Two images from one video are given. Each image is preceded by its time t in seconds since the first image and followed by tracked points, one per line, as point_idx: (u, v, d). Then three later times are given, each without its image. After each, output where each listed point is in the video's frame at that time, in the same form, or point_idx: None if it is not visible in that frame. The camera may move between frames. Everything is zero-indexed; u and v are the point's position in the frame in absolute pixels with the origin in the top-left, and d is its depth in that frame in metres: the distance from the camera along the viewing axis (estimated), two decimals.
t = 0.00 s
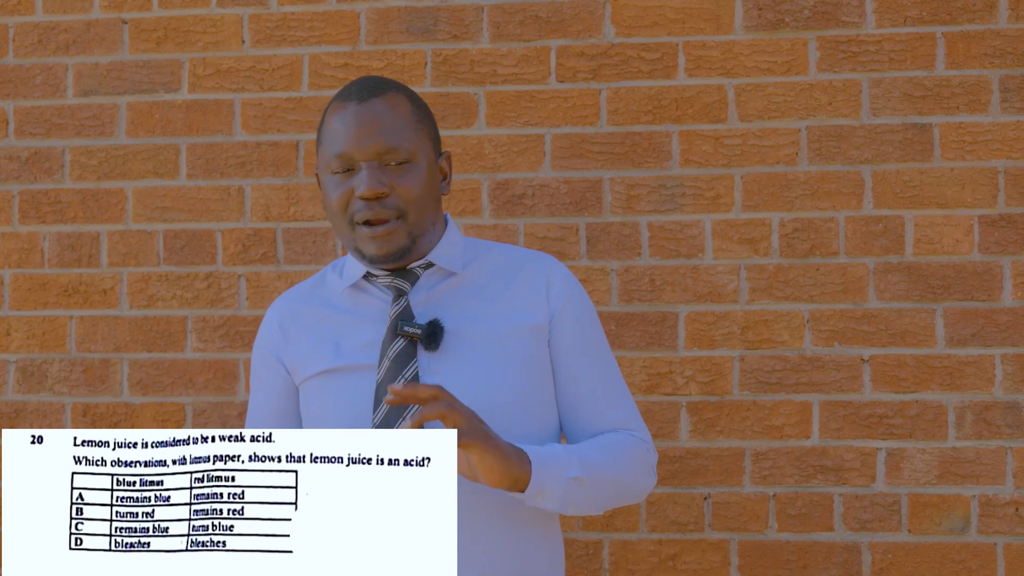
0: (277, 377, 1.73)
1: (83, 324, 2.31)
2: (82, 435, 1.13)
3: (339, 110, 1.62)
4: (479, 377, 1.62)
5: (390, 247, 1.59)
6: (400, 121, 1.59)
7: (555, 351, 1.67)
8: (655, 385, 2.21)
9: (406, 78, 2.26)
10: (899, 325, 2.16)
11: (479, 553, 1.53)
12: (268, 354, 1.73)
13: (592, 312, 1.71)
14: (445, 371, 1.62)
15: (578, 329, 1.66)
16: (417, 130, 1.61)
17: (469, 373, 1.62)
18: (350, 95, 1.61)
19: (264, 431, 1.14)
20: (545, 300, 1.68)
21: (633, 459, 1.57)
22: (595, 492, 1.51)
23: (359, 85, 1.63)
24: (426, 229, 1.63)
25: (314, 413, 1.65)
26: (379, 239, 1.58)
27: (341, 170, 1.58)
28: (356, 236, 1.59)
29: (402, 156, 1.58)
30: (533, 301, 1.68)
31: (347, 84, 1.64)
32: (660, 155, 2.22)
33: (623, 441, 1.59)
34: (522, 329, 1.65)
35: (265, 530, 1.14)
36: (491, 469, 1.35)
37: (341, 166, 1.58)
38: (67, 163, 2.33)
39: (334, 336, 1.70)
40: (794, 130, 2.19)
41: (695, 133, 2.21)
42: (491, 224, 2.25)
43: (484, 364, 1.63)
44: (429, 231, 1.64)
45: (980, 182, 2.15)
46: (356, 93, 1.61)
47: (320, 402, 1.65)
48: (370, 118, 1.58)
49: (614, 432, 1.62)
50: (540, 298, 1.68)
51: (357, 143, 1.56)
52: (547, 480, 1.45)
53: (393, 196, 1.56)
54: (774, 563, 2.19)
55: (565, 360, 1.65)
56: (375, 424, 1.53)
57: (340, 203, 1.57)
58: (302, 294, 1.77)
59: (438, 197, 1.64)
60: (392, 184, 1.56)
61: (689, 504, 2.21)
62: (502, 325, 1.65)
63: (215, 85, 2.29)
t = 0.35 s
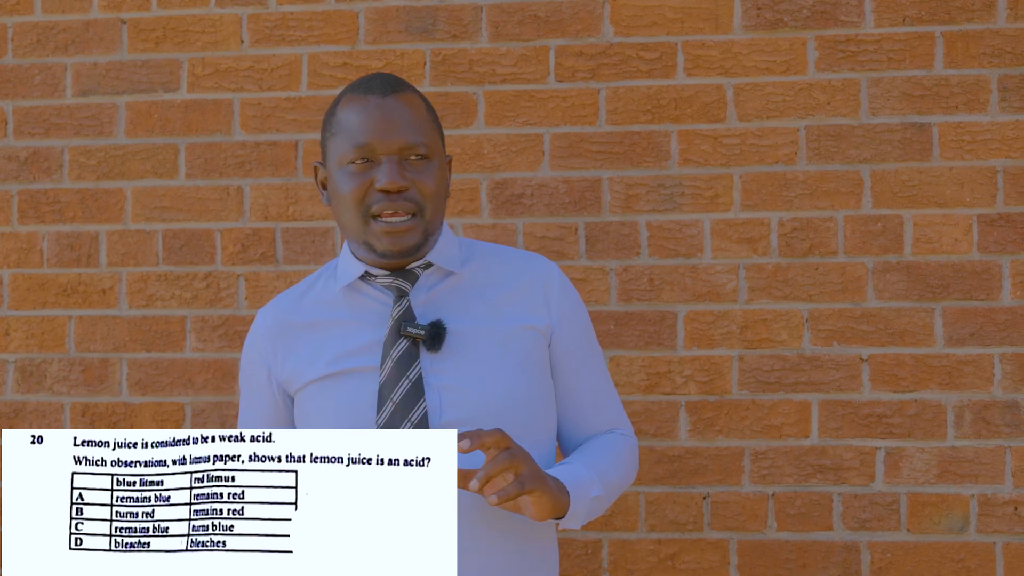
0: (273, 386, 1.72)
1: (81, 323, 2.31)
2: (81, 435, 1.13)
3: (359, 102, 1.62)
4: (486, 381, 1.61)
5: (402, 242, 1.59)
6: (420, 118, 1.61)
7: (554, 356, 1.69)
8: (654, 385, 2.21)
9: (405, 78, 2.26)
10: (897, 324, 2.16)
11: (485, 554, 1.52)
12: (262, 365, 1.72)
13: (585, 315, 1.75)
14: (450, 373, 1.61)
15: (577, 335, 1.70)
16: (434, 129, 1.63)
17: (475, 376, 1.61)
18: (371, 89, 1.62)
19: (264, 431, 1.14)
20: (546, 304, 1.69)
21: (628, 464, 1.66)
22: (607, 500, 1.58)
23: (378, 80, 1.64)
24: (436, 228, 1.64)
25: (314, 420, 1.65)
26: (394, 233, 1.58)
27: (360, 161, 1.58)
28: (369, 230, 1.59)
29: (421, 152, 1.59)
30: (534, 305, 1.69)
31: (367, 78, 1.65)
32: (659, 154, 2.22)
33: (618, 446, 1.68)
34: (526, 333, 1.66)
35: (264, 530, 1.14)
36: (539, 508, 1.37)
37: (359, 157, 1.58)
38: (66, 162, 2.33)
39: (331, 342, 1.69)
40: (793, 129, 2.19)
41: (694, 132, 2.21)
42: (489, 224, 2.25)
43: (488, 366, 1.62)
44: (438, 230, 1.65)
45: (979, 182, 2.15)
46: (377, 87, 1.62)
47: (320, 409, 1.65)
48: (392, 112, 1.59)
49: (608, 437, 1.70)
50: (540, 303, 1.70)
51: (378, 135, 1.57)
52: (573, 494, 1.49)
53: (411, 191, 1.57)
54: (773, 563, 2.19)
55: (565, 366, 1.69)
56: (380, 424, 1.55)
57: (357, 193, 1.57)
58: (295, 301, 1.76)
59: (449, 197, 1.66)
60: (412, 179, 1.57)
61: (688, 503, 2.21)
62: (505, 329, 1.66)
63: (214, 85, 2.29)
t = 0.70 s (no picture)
0: (273, 386, 1.71)
1: (80, 322, 2.31)
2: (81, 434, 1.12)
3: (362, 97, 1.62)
4: (484, 379, 1.61)
5: (402, 237, 1.58)
6: (422, 114, 1.61)
7: (552, 355, 1.69)
8: (654, 384, 2.21)
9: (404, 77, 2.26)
10: (897, 323, 2.15)
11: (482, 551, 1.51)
12: (263, 364, 1.71)
13: (585, 316, 1.75)
14: (449, 370, 1.61)
15: (575, 335, 1.70)
16: (435, 126, 1.63)
17: (473, 373, 1.61)
18: (374, 85, 1.63)
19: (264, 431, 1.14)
20: (545, 304, 1.69)
21: (626, 465, 1.66)
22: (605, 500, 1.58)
23: (382, 76, 1.65)
24: (436, 224, 1.63)
25: (315, 418, 1.64)
26: (393, 227, 1.57)
27: (360, 155, 1.58)
28: (369, 224, 1.58)
29: (422, 147, 1.60)
30: (533, 305, 1.69)
31: (369, 75, 1.66)
32: (659, 153, 2.22)
33: (617, 448, 1.68)
34: (525, 332, 1.66)
35: (264, 530, 1.14)
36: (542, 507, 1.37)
37: (360, 151, 1.59)
38: (64, 161, 2.33)
39: (331, 340, 1.68)
40: (792, 128, 2.19)
41: (693, 131, 2.21)
42: (488, 223, 2.25)
43: (486, 364, 1.62)
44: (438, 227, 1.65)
45: (979, 181, 2.15)
46: (380, 83, 1.62)
47: (321, 406, 1.64)
48: (393, 108, 1.59)
49: (607, 438, 1.69)
50: (540, 302, 1.69)
51: (380, 129, 1.58)
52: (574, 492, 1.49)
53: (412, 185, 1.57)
54: (772, 562, 2.19)
55: (563, 367, 1.69)
56: (378, 418, 1.54)
57: (357, 187, 1.57)
58: (294, 300, 1.76)
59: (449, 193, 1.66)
60: (412, 173, 1.57)
61: (688, 502, 2.20)
62: (504, 328, 1.65)
63: (213, 83, 2.29)
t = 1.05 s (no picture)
0: (272, 380, 1.70)
1: (78, 322, 2.30)
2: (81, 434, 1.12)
3: (371, 99, 1.65)
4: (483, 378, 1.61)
5: (407, 236, 1.59)
6: (430, 115, 1.63)
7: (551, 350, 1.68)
8: (653, 384, 2.20)
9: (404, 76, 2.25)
10: (897, 323, 2.15)
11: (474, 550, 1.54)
12: (262, 357, 1.71)
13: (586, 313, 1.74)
14: (446, 371, 1.62)
15: (574, 326, 1.68)
16: (443, 128, 1.65)
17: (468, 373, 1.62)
18: (383, 86, 1.65)
19: (264, 431, 1.13)
20: (544, 301, 1.70)
21: (633, 443, 1.54)
22: (608, 459, 1.47)
23: (392, 78, 1.67)
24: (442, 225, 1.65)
25: (315, 412, 1.64)
26: (399, 226, 1.58)
27: (369, 156, 1.60)
28: (375, 222, 1.60)
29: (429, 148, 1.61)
30: (532, 302, 1.69)
31: (379, 76, 1.68)
32: (659, 152, 2.21)
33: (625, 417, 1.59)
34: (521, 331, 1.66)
35: (264, 530, 1.14)
36: (534, 384, 1.29)
37: (367, 151, 1.61)
38: (62, 160, 2.32)
39: (333, 335, 1.70)
40: (792, 127, 2.19)
41: (693, 131, 2.20)
42: (488, 222, 2.24)
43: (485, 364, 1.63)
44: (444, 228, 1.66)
45: (979, 180, 2.15)
46: (390, 84, 1.65)
47: (319, 403, 1.64)
48: (402, 109, 1.61)
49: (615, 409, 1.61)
50: (538, 300, 1.70)
51: (387, 129, 1.60)
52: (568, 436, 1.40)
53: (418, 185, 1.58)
54: (772, 562, 2.18)
55: (561, 351, 1.65)
56: (375, 416, 1.54)
57: (365, 186, 1.59)
58: (295, 294, 1.77)
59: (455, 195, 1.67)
60: (418, 172, 1.58)
61: (688, 503, 2.20)
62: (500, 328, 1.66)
63: (212, 83, 2.29)
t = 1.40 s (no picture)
0: (270, 379, 1.70)
1: (77, 322, 2.30)
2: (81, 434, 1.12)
3: (385, 98, 1.65)
4: (484, 380, 1.62)
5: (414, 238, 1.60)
6: (443, 120, 1.65)
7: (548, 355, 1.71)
8: (652, 383, 2.20)
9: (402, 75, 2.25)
10: (896, 323, 2.15)
11: (474, 549, 1.54)
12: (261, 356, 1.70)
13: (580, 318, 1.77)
14: (448, 372, 1.62)
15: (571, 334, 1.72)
16: (453, 133, 1.67)
17: (470, 375, 1.63)
18: (397, 87, 1.66)
19: (264, 431, 1.13)
20: (541, 306, 1.72)
21: (638, 454, 1.60)
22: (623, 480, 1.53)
23: (406, 80, 1.68)
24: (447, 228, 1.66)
25: (315, 411, 1.64)
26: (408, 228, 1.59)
27: (381, 155, 1.61)
28: (384, 222, 1.61)
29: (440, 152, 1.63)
30: (531, 306, 1.72)
31: (392, 77, 1.69)
32: (658, 152, 2.21)
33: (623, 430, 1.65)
34: (521, 335, 1.68)
35: (264, 530, 1.13)
36: (580, 419, 1.32)
37: (380, 150, 1.61)
38: (61, 160, 2.32)
39: (333, 335, 1.70)
40: (792, 127, 2.18)
41: (692, 130, 2.20)
42: (487, 222, 2.24)
43: (486, 366, 1.64)
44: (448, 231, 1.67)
45: (979, 180, 2.15)
46: (405, 85, 1.66)
47: (320, 402, 1.64)
48: (415, 111, 1.62)
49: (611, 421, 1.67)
50: (537, 304, 1.72)
51: (400, 130, 1.61)
52: (597, 462, 1.47)
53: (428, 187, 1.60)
54: (772, 562, 2.18)
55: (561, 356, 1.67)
56: (378, 417, 1.54)
57: (376, 185, 1.60)
58: (293, 292, 1.76)
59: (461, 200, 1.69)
60: (430, 175, 1.59)
61: (687, 502, 2.20)
62: (501, 330, 1.68)
63: (210, 82, 2.28)
